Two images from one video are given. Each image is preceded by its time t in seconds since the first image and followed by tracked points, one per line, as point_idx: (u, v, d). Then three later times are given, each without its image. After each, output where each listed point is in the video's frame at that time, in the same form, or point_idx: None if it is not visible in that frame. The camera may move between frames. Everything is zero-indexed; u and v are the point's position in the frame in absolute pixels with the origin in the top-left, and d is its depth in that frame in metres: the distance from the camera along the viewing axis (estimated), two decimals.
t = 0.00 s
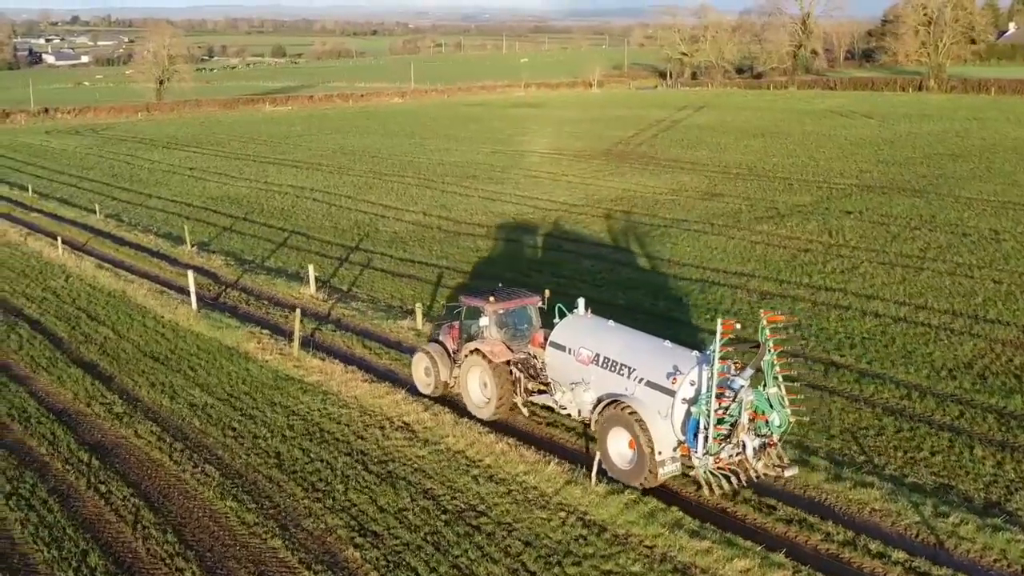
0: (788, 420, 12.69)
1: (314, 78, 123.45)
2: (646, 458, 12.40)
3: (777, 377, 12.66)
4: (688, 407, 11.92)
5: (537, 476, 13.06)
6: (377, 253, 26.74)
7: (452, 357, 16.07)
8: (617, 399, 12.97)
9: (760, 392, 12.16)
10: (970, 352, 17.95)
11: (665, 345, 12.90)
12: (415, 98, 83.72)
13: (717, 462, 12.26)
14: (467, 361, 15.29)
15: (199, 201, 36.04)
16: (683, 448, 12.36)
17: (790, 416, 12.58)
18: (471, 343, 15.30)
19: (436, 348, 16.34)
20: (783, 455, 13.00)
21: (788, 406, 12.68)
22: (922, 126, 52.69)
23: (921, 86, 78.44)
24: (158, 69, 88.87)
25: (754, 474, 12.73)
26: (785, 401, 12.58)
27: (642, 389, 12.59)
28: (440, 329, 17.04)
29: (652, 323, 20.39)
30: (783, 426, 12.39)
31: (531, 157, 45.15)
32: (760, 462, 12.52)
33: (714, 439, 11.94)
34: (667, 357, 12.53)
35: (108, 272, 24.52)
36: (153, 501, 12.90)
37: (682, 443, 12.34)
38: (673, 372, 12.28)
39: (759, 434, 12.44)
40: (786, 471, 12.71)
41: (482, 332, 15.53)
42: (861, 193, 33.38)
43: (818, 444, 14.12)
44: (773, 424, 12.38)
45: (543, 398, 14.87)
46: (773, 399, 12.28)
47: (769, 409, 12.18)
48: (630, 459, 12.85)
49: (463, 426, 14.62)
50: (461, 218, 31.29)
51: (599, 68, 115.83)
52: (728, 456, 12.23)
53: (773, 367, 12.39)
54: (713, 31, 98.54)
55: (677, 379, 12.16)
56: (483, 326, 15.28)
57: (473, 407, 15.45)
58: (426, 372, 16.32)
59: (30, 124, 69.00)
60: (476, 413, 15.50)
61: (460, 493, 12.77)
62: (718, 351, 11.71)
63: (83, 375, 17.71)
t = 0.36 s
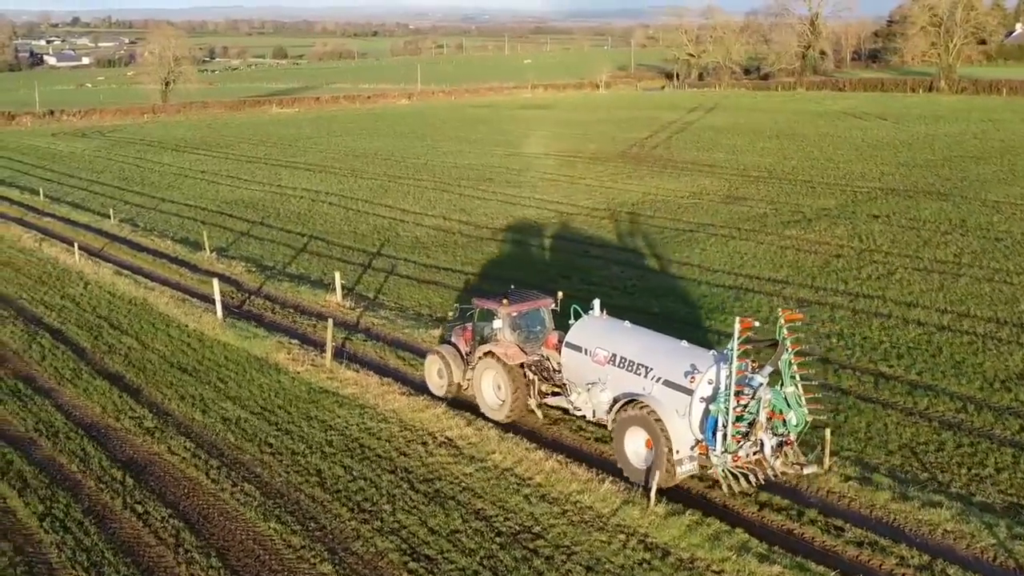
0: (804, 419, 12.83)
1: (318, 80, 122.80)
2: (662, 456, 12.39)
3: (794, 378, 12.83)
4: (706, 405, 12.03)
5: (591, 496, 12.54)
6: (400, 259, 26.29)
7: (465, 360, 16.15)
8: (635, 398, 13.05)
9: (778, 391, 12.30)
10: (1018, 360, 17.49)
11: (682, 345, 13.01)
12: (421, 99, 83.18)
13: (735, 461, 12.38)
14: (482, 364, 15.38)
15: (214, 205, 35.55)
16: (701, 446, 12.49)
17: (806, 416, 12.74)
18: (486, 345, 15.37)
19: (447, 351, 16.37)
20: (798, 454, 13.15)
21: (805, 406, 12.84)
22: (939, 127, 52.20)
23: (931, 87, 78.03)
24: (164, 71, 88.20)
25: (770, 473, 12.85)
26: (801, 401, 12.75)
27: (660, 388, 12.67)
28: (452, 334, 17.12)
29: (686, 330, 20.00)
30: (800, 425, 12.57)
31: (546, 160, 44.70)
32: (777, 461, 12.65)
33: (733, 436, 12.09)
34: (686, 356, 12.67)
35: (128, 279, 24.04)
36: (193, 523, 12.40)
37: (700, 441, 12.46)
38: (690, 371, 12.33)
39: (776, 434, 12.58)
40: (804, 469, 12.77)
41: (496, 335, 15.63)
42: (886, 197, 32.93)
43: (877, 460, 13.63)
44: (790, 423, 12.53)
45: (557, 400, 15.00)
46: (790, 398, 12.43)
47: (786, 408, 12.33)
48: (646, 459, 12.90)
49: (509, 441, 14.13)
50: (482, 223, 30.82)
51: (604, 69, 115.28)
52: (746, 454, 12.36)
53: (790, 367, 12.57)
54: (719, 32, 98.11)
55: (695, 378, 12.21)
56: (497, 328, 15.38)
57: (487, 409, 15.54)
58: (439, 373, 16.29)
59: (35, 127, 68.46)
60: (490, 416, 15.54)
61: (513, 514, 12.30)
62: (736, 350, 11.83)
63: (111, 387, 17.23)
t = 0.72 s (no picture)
0: (816, 420, 12.80)
1: (321, 81, 122.33)
2: (677, 459, 12.40)
3: (805, 378, 12.79)
4: (721, 408, 12.01)
5: (644, 514, 12.14)
6: (422, 264, 25.88)
7: (476, 361, 16.12)
8: (648, 401, 13.01)
9: (791, 392, 12.27)
10: None
11: (695, 347, 12.95)
12: (427, 101, 82.74)
13: (750, 463, 12.31)
14: (493, 365, 15.31)
15: (228, 209, 35.16)
16: (715, 449, 12.45)
17: (819, 416, 12.72)
18: (497, 347, 15.29)
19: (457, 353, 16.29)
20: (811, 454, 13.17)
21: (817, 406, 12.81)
22: (954, 128, 51.84)
23: (940, 87, 77.71)
24: (169, 72, 87.64)
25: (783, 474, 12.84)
26: (814, 402, 12.70)
27: (673, 390, 12.64)
28: (462, 336, 17.07)
29: (717, 337, 19.64)
30: (813, 425, 12.56)
31: (561, 162, 44.34)
32: (791, 462, 12.67)
33: (748, 439, 12.04)
34: (698, 358, 12.62)
35: (147, 285, 23.64)
36: (233, 543, 11.97)
37: (714, 443, 12.43)
38: (704, 373, 12.34)
39: (789, 435, 12.55)
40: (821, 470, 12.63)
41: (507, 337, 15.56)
42: (909, 200, 32.55)
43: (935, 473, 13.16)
44: (803, 423, 12.50)
45: (569, 401, 14.94)
46: (804, 399, 12.39)
47: (799, 409, 12.32)
48: (660, 461, 12.93)
49: (553, 456, 13.75)
50: (501, 227, 30.43)
51: (609, 70, 114.88)
52: (760, 456, 12.30)
53: (803, 368, 12.51)
54: (726, 33, 97.74)
55: (710, 381, 12.22)
56: (508, 329, 15.31)
57: (498, 410, 15.52)
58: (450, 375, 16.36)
59: (41, 128, 68.03)
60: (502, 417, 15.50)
61: (565, 533, 11.88)
62: (750, 352, 11.80)
63: (137, 399, 16.79)
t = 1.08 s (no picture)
0: (816, 417, 12.82)
1: (310, 82, 121.26)
2: (679, 459, 12.52)
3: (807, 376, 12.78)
4: (723, 406, 12.14)
5: (695, 531, 11.76)
6: (434, 269, 25.44)
7: (476, 362, 16.20)
8: (650, 400, 13.15)
9: (792, 390, 12.27)
10: None
11: (696, 347, 13.09)
12: (419, 102, 82.08)
13: (752, 461, 12.46)
14: (494, 366, 15.36)
15: (229, 213, 34.56)
16: (718, 447, 12.59)
17: (820, 414, 12.74)
18: (498, 347, 15.35)
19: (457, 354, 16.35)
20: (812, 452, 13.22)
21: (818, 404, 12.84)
22: (953, 129, 51.83)
23: (933, 87, 77.89)
24: (158, 73, 86.42)
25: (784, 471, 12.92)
26: (815, 400, 12.71)
27: (676, 390, 12.76)
28: (461, 337, 17.13)
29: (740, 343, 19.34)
30: (813, 423, 12.58)
31: (563, 164, 43.94)
32: (793, 459, 12.70)
33: (749, 437, 12.17)
34: (700, 357, 12.74)
35: (154, 293, 23.08)
36: (271, 567, 11.49)
37: (717, 442, 12.58)
38: (706, 373, 12.49)
39: (791, 432, 12.58)
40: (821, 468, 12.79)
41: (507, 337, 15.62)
42: (919, 201, 32.38)
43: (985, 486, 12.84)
44: (804, 421, 12.52)
45: (569, 401, 14.95)
46: (805, 397, 12.39)
47: (800, 407, 12.33)
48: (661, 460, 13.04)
49: (593, 471, 13.32)
50: (509, 231, 30.04)
51: (600, 70, 114.54)
52: (762, 454, 12.40)
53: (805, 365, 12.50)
54: (718, 34, 97.63)
55: (712, 380, 12.36)
56: (509, 330, 15.38)
57: (499, 410, 15.56)
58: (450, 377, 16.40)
59: (28, 131, 66.88)
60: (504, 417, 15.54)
61: (615, 553, 11.48)
62: (751, 351, 11.91)
63: (155, 412, 16.27)
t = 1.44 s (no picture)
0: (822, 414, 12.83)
1: (301, 83, 120.40)
2: (686, 456, 12.54)
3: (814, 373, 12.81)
4: (731, 403, 12.11)
5: (755, 549, 11.41)
6: (448, 274, 25.06)
7: (477, 363, 16.18)
8: (656, 397, 13.15)
9: (799, 387, 12.30)
10: None
11: (703, 344, 13.08)
12: (413, 103, 81.54)
13: (759, 457, 12.48)
14: (497, 366, 15.30)
15: (232, 217, 34.05)
16: (724, 442, 12.55)
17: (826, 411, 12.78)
18: (501, 347, 15.30)
19: (459, 354, 16.32)
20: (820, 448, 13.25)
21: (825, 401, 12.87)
22: (954, 129, 51.88)
23: (928, 87, 78.07)
24: (150, 76, 85.38)
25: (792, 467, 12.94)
26: (821, 397, 12.73)
27: (683, 386, 12.77)
28: (461, 337, 17.11)
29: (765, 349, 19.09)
30: (819, 421, 12.60)
31: (567, 166, 43.65)
32: (800, 456, 12.72)
33: (757, 433, 12.17)
34: (707, 354, 12.70)
35: (165, 300, 22.60)
36: None
37: (723, 438, 12.53)
38: (713, 369, 12.47)
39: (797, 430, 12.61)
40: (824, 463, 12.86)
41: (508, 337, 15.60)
42: (929, 203, 32.26)
43: None
44: (810, 419, 12.55)
45: (573, 399, 14.93)
46: (811, 394, 12.44)
47: (807, 404, 12.37)
48: (668, 456, 13.06)
49: (640, 485, 12.97)
50: (520, 234, 29.71)
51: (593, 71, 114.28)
52: (768, 450, 12.44)
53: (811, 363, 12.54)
54: (711, 35, 97.57)
55: (719, 376, 12.32)
56: (511, 330, 15.34)
57: (502, 410, 15.51)
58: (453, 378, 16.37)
59: (18, 134, 65.91)
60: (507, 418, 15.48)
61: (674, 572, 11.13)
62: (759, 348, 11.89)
63: (178, 425, 15.78)
